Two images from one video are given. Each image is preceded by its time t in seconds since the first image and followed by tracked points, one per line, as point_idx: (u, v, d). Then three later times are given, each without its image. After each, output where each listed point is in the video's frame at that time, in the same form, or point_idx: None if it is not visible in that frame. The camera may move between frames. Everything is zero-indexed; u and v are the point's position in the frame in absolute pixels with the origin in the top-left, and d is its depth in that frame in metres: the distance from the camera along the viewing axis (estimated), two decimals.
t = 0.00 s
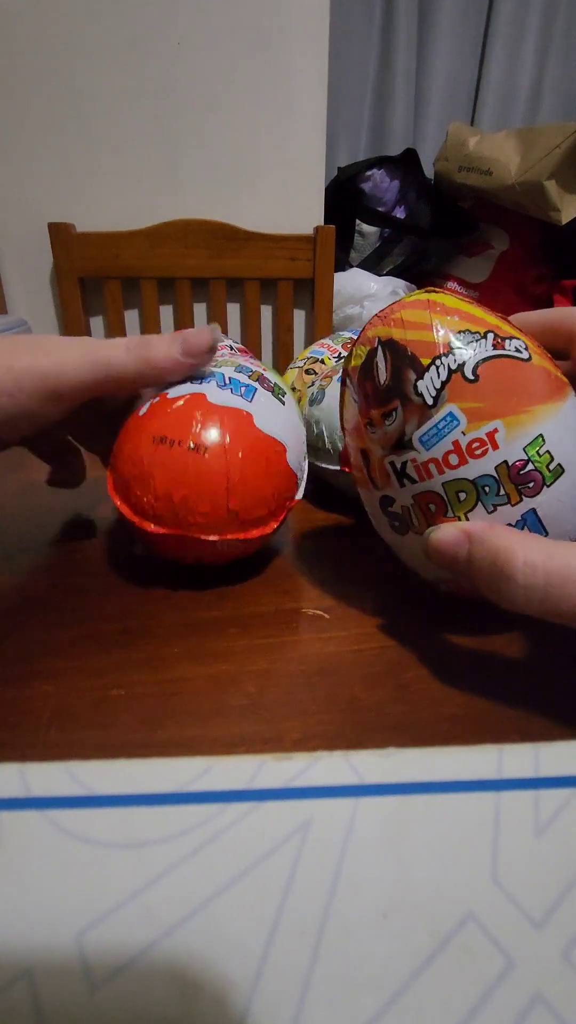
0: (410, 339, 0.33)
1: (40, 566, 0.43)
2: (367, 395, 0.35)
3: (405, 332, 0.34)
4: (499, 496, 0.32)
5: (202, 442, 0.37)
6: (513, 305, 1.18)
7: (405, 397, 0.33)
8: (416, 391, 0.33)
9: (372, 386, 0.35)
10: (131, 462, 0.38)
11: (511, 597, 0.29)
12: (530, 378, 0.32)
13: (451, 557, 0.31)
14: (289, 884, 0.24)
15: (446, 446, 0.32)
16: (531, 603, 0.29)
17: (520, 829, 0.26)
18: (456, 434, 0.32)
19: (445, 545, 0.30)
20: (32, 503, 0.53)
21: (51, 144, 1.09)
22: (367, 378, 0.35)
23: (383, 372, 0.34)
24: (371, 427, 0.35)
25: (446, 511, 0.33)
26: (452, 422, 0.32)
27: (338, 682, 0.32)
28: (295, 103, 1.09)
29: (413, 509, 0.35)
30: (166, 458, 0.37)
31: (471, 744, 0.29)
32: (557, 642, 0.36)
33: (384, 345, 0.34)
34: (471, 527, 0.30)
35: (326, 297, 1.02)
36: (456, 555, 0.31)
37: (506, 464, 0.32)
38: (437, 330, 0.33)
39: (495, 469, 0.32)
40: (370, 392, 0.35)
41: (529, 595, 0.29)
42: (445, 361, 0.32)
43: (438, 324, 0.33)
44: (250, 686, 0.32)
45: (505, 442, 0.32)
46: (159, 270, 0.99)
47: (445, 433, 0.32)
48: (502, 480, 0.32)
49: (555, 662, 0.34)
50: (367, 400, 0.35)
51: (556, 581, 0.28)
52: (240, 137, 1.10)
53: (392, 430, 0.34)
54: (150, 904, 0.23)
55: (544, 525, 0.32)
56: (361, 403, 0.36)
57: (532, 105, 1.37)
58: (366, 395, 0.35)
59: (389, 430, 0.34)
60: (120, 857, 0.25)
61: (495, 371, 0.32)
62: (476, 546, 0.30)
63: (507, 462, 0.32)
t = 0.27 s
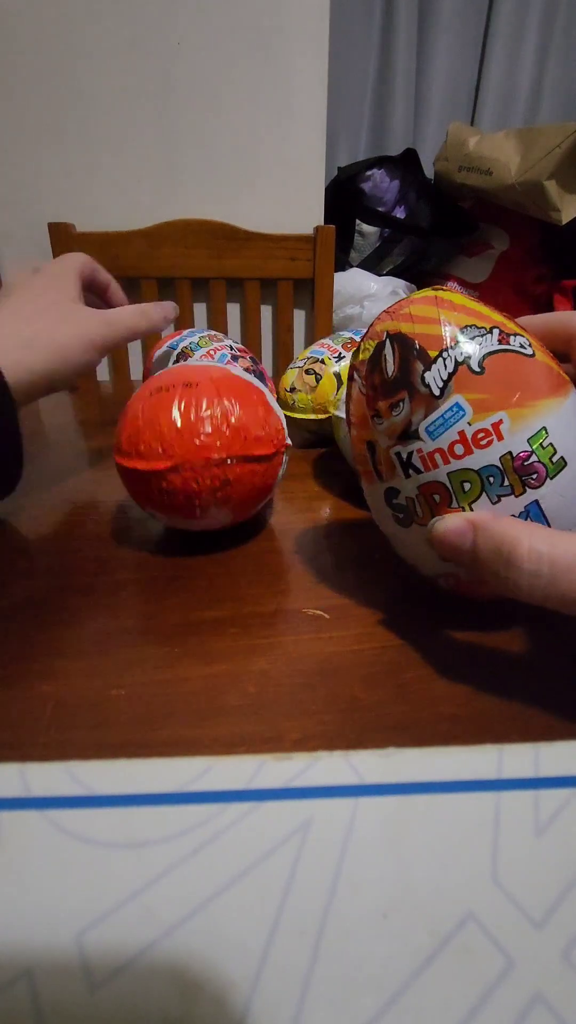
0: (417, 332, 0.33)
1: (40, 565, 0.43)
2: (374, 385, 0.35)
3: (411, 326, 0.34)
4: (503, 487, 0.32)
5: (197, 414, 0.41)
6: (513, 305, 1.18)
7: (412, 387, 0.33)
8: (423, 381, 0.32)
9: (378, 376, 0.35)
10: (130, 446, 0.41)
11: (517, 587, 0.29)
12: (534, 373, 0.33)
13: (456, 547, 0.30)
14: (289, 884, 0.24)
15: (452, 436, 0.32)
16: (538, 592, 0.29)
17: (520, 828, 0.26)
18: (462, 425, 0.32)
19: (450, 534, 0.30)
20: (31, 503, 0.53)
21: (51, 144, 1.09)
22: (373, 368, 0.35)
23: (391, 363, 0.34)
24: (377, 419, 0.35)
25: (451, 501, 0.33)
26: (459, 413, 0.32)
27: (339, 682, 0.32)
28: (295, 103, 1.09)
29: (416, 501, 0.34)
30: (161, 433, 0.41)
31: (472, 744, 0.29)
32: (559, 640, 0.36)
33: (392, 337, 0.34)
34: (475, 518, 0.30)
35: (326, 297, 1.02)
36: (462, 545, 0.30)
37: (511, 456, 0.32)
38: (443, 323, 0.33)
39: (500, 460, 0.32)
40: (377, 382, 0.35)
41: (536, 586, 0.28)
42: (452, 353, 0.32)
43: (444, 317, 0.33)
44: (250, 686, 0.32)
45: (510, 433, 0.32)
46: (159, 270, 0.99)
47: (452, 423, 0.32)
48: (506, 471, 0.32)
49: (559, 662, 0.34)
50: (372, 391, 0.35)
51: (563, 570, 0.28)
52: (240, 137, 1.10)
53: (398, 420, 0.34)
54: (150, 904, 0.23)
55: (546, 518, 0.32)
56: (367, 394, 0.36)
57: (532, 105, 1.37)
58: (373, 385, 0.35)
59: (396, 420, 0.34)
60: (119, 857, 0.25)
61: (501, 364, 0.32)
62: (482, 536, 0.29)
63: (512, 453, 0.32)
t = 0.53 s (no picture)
0: (453, 319, 0.33)
1: (39, 566, 0.43)
2: (406, 370, 0.35)
3: (448, 313, 0.34)
4: (536, 473, 0.32)
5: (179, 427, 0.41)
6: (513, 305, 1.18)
7: (448, 371, 0.33)
8: (459, 365, 0.33)
9: (412, 361, 0.35)
10: (125, 480, 0.41)
11: (552, 570, 0.29)
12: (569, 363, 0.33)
13: (485, 531, 0.30)
14: (289, 885, 0.24)
15: (486, 420, 0.32)
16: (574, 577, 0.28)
17: (519, 828, 0.26)
18: (497, 408, 0.32)
19: (481, 518, 0.30)
20: (31, 503, 0.53)
21: (51, 144, 1.09)
22: (406, 354, 0.35)
23: (426, 348, 0.34)
24: (409, 404, 0.35)
25: (482, 485, 0.33)
26: (495, 397, 0.32)
27: (339, 682, 0.32)
28: (295, 103, 1.09)
29: (447, 486, 0.34)
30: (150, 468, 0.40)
31: (472, 744, 0.29)
32: (560, 639, 0.36)
33: (427, 323, 0.34)
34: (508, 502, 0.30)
35: (326, 297, 1.01)
36: (493, 528, 0.30)
37: (545, 442, 0.31)
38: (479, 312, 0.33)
39: (534, 445, 0.32)
40: (410, 367, 0.35)
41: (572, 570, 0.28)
42: (488, 339, 0.32)
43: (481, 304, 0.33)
44: (249, 685, 0.32)
45: (545, 418, 0.32)
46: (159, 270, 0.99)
47: (487, 406, 0.32)
48: (539, 456, 0.32)
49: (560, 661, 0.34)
50: (405, 376, 0.35)
51: None
52: (240, 138, 1.10)
53: (432, 404, 0.34)
54: (150, 905, 0.23)
55: None
56: (398, 379, 0.36)
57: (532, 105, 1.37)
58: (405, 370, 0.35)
59: (429, 404, 0.34)
60: (119, 857, 0.25)
61: (537, 351, 0.32)
62: (515, 519, 0.29)
63: (546, 438, 0.31)
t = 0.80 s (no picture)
0: (454, 322, 0.34)
1: (39, 565, 0.43)
2: (407, 376, 0.35)
3: (448, 317, 0.34)
4: (538, 475, 0.32)
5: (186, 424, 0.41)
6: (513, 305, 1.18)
7: (448, 376, 0.33)
8: (460, 369, 0.33)
9: (412, 368, 0.35)
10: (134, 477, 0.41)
11: (556, 572, 0.28)
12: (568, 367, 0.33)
13: (490, 532, 0.30)
14: (289, 884, 0.24)
15: (488, 424, 0.32)
16: None
17: (519, 828, 0.26)
18: (498, 412, 0.32)
19: (485, 519, 0.30)
20: (30, 503, 0.53)
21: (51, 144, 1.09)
22: (407, 360, 0.35)
23: (427, 353, 0.34)
24: (410, 408, 0.35)
25: (484, 489, 0.33)
26: (495, 400, 0.32)
27: (338, 681, 0.32)
28: (295, 102, 1.09)
29: (449, 489, 0.34)
30: (157, 470, 0.41)
31: (471, 744, 0.29)
32: (560, 640, 0.36)
33: (428, 328, 0.35)
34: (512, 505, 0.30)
35: (326, 297, 1.01)
36: (498, 530, 0.30)
37: (547, 443, 0.31)
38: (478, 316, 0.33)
39: (535, 446, 0.31)
40: (411, 373, 0.35)
41: None
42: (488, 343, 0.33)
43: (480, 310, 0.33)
44: (249, 685, 0.32)
45: (546, 420, 0.31)
46: (159, 270, 0.99)
47: (488, 409, 0.32)
48: (541, 458, 0.31)
49: (560, 661, 0.34)
50: (406, 381, 0.35)
51: None
52: (240, 138, 1.10)
53: (433, 407, 0.34)
54: (150, 904, 0.23)
55: None
56: (399, 384, 0.36)
57: (532, 105, 1.37)
58: (405, 376, 0.35)
59: (430, 409, 0.34)
60: (119, 857, 0.25)
61: (538, 355, 0.33)
62: (518, 521, 0.29)
63: (547, 440, 0.31)
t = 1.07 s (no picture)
0: (464, 315, 0.34)
1: (39, 565, 0.43)
2: (415, 369, 0.35)
3: (458, 311, 0.34)
4: (544, 473, 0.32)
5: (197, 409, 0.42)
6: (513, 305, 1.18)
7: (458, 369, 0.33)
8: (469, 363, 0.33)
9: (420, 361, 0.35)
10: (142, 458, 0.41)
11: (562, 569, 0.28)
12: None
13: (494, 528, 0.30)
14: (289, 884, 0.24)
15: (495, 419, 0.32)
16: None
17: (520, 828, 0.26)
18: (507, 407, 0.32)
19: (489, 516, 0.30)
20: (30, 503, 0.53)
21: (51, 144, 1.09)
22: (415, 354, 0.35)
23: (436, 347, 0.34)
24: (417, 402, 0.35)
25: (489, 485, 0.33)
26: (505, 396, 0.32)
27: (338, 681, 0.32)
28: (295, 102, 1.09)
29: (453, 485, 0.34)
30: (169, 452, 0.41)
31: (472, 745, 0.29)
32: (561, 641, 0.35)
33: (437, 321, 0.35)
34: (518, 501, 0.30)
35: (326, 297, 1.01)
36: (502, 526, 0.30)
37: (553, 442, 0.31)
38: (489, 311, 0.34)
39: (542, 445, 0.32)
40: (418, 367, 0.35)
41: None
42: (498, 338, 0.33)
43: (492, 306, 0.34)
44: (250, 685, 0.32)
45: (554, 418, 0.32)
46: (159, 270, 0.99)
47: (496, 405, 0.32)
48: (547, 456, 0.32)
49: (559, 661, 0.34)
50: (414, 373, 0.35)
51: None
52: (240, 137, 1.10)
53: (440, 401, 0.34)
54: (151, 905, 0.23)
55: None
56: (406, 378, 0.36)
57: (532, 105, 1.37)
58: (413, 370, 0.35)
59: (437, 403, 0.34)
60: (118, 857, 0.25)
61: (547, 353, 0.33)
62: (525, 516, 0.29)
63: (554, 438, 0.31)
